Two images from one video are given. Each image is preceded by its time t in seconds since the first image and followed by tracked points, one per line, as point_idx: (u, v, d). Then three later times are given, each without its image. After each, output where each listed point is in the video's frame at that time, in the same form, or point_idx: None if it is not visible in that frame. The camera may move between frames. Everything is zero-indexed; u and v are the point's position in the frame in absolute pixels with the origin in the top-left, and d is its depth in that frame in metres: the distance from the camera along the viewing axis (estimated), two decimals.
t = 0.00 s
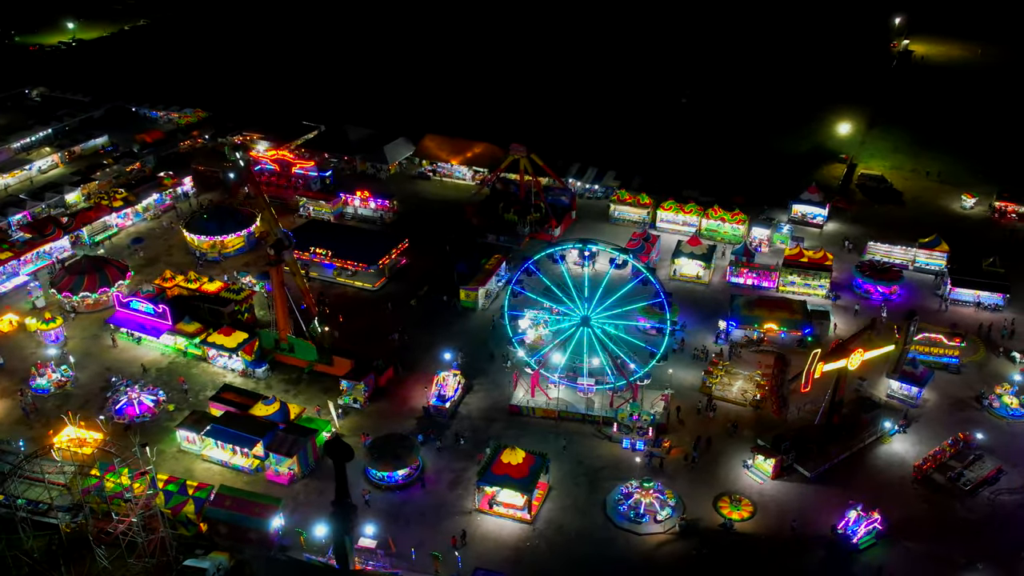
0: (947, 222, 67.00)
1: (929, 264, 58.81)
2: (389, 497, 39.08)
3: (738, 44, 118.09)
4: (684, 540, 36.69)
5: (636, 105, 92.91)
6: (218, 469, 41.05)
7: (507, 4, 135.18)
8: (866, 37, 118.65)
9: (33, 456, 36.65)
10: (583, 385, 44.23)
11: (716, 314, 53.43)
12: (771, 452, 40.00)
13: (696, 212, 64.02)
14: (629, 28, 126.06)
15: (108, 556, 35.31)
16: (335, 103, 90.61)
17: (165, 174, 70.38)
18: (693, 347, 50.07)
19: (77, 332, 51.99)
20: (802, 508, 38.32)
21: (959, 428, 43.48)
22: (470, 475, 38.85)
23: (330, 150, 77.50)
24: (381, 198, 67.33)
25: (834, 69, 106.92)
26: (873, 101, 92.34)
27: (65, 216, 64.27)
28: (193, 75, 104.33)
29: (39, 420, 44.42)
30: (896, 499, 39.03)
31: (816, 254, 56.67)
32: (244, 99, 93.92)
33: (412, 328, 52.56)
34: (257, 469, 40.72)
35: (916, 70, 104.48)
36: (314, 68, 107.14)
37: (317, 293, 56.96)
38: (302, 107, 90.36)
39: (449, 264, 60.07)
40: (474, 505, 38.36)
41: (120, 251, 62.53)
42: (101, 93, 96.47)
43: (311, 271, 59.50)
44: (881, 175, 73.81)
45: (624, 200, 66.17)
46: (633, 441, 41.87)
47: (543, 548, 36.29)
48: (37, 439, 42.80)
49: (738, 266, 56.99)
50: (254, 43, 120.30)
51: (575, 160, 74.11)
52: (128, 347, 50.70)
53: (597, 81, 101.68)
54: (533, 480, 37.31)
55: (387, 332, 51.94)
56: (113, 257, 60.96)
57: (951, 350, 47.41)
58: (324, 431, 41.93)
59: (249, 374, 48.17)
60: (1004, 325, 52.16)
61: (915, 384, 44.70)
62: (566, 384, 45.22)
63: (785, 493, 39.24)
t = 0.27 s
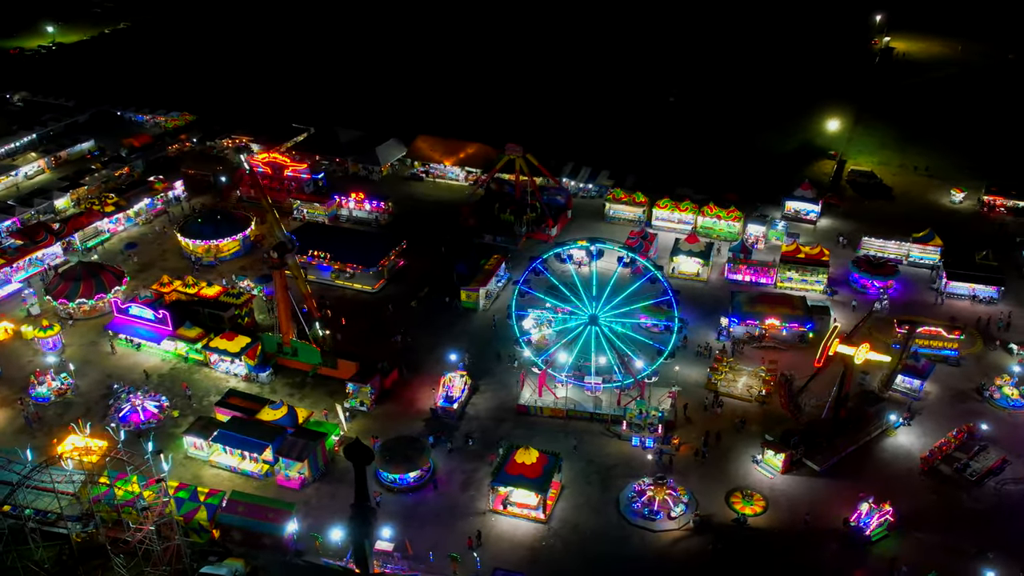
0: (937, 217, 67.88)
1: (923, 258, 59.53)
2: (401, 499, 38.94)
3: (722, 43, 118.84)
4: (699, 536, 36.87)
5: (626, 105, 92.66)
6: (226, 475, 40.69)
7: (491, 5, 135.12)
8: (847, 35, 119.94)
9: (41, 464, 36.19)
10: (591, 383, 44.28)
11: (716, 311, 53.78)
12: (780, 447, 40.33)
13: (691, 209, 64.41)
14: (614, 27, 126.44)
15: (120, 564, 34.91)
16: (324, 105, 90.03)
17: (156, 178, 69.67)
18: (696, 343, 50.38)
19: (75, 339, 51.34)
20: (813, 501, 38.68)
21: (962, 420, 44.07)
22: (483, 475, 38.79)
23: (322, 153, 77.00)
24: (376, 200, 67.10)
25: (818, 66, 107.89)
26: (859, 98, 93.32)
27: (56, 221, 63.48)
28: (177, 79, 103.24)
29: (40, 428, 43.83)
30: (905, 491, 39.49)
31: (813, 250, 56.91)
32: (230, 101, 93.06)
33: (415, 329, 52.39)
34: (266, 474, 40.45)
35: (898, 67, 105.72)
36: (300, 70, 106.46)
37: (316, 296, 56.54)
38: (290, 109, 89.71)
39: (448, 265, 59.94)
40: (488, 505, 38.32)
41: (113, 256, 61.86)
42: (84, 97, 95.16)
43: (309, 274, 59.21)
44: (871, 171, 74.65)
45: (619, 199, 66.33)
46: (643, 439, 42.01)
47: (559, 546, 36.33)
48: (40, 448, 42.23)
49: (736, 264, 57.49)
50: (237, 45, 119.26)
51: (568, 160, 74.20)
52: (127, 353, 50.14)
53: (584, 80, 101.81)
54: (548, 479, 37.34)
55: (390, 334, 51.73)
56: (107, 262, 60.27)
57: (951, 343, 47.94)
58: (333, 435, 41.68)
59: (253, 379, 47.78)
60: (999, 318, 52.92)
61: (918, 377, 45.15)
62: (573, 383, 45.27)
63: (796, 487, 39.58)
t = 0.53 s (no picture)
0: (927, 212, 68.76)
1: (916, 253, 60.24)
2: (414, 501, 38.82)
3: (707, 41, 119.52)
4: (713, 531, 37.09)
5: (616, 104, 92.91)
6: (236, 480, 40.40)
7: (475, 5, 134.98)
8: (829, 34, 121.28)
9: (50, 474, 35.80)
10: (598, 381, 44.32)
11: (717, 307, 54.07)
12: (789, 442, 40.70)
13: (687, 207, 64.72)
14: (599, 27, 126.78)
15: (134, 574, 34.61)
16: (312, 106, 89.37)
17: (147, 183, 68.87)
18: (699, 340, 50.67)
19: (73, 346, 50.76)
20: (823, 495, 39.06)
21: (964, 412, 44.69)
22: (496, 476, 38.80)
23: (313, 155, 76.49)
24: (372, 201, 66.71)
25: (803, 64, 108.79)
26: (844, 95, 94.22)
27: (47, 227, 62.64)
28: (161, 81, 102.06)
29: (43, 437, 43.31)
30: (913, 483, 40.00)
31: (810, 246, 57.46)
32: (217, 104, 92.22)
33: (417, 331, 52.24)
34: (277, 479, 40.22)
35: (881, 65, 106.99)
36: (286, 72, 105.71)
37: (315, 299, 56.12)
38: (278, 111, 89.01)
39: (447, 266, 59.75)
40: (502, 506, 38.32)
41: (107, 262, 61.17)
42: (67, 101, 93.81)
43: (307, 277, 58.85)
44: (860, 168, 75.46)
45: (614, 198, 66.53)
46: (652, 436, 42.21)
47: (575, 545, 36.40)
48: (44, 458, 41.71)
49: (734, 260, 57.83)
50: (221, 48, 118.21)
51: (561, 160, 74.30)
52: (127, 359, 49.62)
53: (572, 79, 101.88)
54: (562, 479, 37.40)
55: (392, 336, 51.54)
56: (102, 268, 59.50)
57: (949, 336, 48.27)
58: (342, 438, 41.47)
59: (257, 383, 47.42)
60: (994, 310, 53.67)
61: (920, 370, 45.87)
62: (580, 383, 45.32)
63: (805, 481, 39.96)
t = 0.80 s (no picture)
0: (918, 207, 69.60)
1: (911, 247, 60.95)
2: (427, 503, 38.69)
3: (692, 40, 120.15)
4: (727, 527, 37.28)
5: (605, 103, 93.12)
6: (247, 486, 40.08)
7: (460, 6, 134.72)
8: (812, 33, 122.48)
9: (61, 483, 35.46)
10: (607, 380, 44.44)
11: (718, 304, 54.37)
12: (798, 436, 41.09)
13: (683, 205, 64.99)
14: (584, 26, 127.03)
15: None
16: (301, 108, 88.73)
17: (139, 187, 68.00)
18: (702, 337, 50.99)
19: (72, 353, 50.18)
20: (834, 489, 39.45)
21: (967, 403, 45.33)
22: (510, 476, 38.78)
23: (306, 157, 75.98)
24: (368, 203, 66.31)
25: (788, 63, 109.70)
26: (831, 92, 95.14)
27: (39, 233, 61.78)
28: (146, 84, 100.87)
29: (46, 445, 42.77)
30: (921, 475, 40.51)
31: (807, 243, 57.99)
32: (205, 107, 91.32)
33: (420, 332, 52.09)
34: (288, 483, 39.95)
35: (864, 63, 108.18)
36: (273, 74, 104.96)
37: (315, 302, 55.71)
38: (267, 113, 88.30)
39: (446, 266, 59.57)
40: (516, 506, 38.32)
41: (102, 267, 60.47)
42: (50, 104, 92.41)
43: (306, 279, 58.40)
44: (851, 164, 76.23)
45: (610, 197, 66.65)
46: (662, 433, 42.45)
47: (592, 543, 36.48)
48: (49, 467, 41.18)
49: (733, 258, 58.15)
50: (205, 50, 117.08)
51: (555, 159, 74.36)
52: (128, 366, 49.07)
53: (560, 79, 101.93)
54: (577, 477, 37.43)
55: (396, 338, 51.36)
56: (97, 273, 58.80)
57: (948, 329, 49.37)
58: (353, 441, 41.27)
59: (262, 388, 47.08)
60: (989, 304, 54.45)
61: (922, 363, 46.47)
62: (588, 381, 45.48)
63: (815, 475, 40.34)
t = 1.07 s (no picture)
0: (912, 203, 70.35)
1: (907, 243, 61.61)
2: (443, 504, 38.65)
3: (679, 39, 120.72)
4: (743, 522, 37.53)
5: (597, 103, 93.33)
6: (259, 490, 39.86)
7: (447, 6, 134.52)
8: (797, 31, 123.53)
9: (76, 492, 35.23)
10: (616, 378, 44.56)
11: (720, 301, 54.66)
12: (809, 431, 41.45)
13: (681, 203, 65.28)
14: (571, 26, 127.24)
15: None
16: (293, 110, 88.20)
17: (134, 191, 67.39)
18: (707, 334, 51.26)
19: (75, 360, 49.68)
20: (846, 483, 39.86)
21: (971, 396, 45.93)
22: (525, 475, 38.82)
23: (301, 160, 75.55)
24: (366, 204, 65.99)
25: (775, 61, 110.50)
26: (820, 90, 95.93)
27: (34, 239, 61.09)
28: (133, 87, 99.87)
29: (53, 453, 42.33)
30: (930, 468, 40.98)
31: (806, 239, 58.47)
32: (195, 110, 90.57)
33: (426, 334, 51.98)
34: (301, 487, 39.71)
35: (850, 61, 109.28)
36: (262, 76, 104.28)
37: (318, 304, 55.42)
38: (258, 115, 87.67)
39: (448, 266, 59.44)
40: (532, 505, 38.35)
41: (100, 272, 59.91)
42: (37, 108, 91.24)
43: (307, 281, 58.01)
44: (843, 161, 76.94)
45: (608, 196, 66.83)
46: (673, 430, 42.65)
47: (610, 541, 36.59)
48: (57, 475, 40.77)
49: (734, 255, 58.46)
50: (192, 52, 116.07)
51: (552, 159, 74.43)
52: (132, 371, 48.61)
53: (551, 78, 101.99)
54: (593, 476, 37.48)
55: (402, 339, 51.20)
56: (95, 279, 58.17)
57: (949, 322, 49.36)
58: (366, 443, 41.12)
59: (269, 391, 46.76)
60: (987, 297, 55.14)
61: (926, 356, 47.01)
62: (598, 380, 45.63)
63: (827, 470, 40.74)
